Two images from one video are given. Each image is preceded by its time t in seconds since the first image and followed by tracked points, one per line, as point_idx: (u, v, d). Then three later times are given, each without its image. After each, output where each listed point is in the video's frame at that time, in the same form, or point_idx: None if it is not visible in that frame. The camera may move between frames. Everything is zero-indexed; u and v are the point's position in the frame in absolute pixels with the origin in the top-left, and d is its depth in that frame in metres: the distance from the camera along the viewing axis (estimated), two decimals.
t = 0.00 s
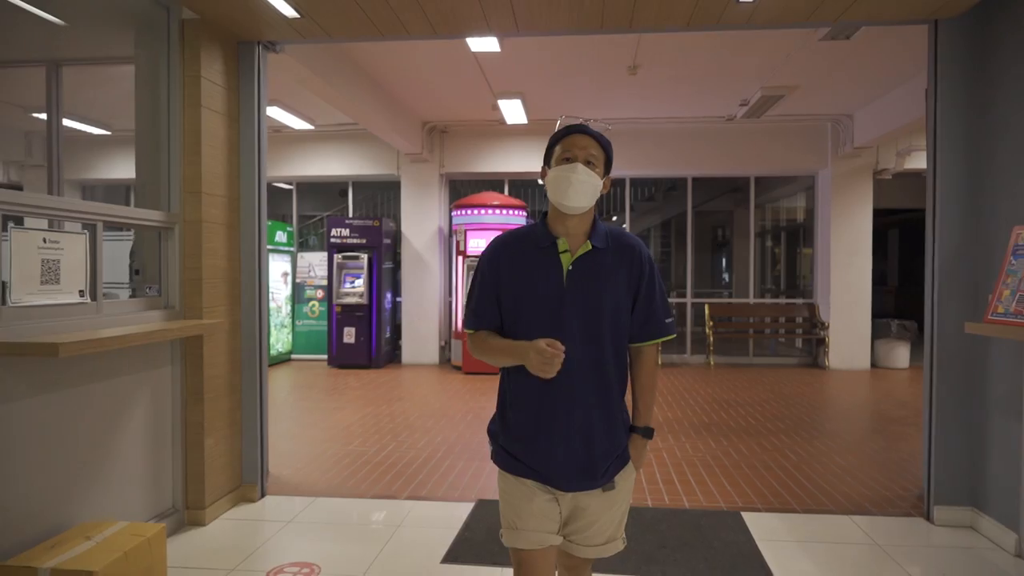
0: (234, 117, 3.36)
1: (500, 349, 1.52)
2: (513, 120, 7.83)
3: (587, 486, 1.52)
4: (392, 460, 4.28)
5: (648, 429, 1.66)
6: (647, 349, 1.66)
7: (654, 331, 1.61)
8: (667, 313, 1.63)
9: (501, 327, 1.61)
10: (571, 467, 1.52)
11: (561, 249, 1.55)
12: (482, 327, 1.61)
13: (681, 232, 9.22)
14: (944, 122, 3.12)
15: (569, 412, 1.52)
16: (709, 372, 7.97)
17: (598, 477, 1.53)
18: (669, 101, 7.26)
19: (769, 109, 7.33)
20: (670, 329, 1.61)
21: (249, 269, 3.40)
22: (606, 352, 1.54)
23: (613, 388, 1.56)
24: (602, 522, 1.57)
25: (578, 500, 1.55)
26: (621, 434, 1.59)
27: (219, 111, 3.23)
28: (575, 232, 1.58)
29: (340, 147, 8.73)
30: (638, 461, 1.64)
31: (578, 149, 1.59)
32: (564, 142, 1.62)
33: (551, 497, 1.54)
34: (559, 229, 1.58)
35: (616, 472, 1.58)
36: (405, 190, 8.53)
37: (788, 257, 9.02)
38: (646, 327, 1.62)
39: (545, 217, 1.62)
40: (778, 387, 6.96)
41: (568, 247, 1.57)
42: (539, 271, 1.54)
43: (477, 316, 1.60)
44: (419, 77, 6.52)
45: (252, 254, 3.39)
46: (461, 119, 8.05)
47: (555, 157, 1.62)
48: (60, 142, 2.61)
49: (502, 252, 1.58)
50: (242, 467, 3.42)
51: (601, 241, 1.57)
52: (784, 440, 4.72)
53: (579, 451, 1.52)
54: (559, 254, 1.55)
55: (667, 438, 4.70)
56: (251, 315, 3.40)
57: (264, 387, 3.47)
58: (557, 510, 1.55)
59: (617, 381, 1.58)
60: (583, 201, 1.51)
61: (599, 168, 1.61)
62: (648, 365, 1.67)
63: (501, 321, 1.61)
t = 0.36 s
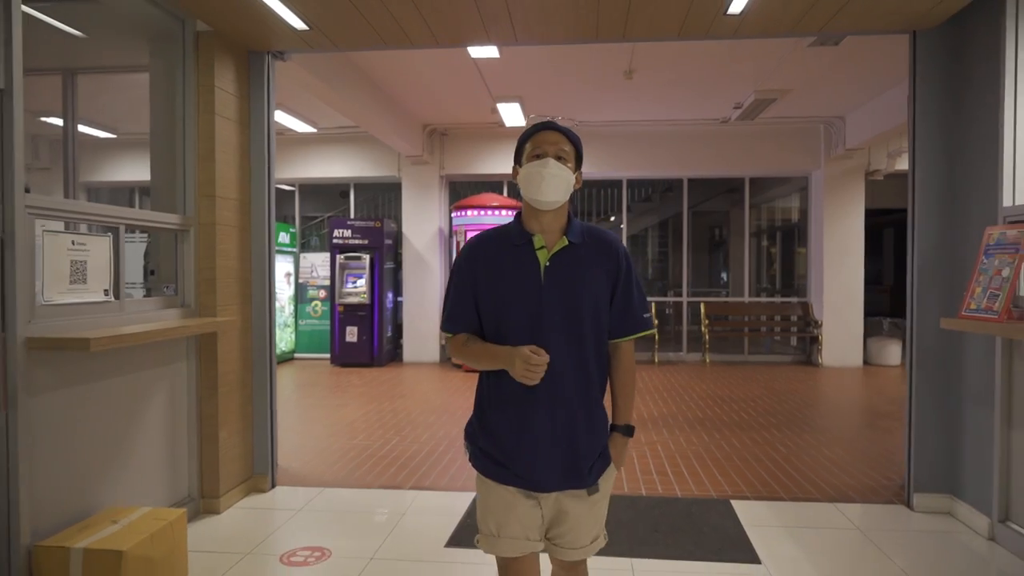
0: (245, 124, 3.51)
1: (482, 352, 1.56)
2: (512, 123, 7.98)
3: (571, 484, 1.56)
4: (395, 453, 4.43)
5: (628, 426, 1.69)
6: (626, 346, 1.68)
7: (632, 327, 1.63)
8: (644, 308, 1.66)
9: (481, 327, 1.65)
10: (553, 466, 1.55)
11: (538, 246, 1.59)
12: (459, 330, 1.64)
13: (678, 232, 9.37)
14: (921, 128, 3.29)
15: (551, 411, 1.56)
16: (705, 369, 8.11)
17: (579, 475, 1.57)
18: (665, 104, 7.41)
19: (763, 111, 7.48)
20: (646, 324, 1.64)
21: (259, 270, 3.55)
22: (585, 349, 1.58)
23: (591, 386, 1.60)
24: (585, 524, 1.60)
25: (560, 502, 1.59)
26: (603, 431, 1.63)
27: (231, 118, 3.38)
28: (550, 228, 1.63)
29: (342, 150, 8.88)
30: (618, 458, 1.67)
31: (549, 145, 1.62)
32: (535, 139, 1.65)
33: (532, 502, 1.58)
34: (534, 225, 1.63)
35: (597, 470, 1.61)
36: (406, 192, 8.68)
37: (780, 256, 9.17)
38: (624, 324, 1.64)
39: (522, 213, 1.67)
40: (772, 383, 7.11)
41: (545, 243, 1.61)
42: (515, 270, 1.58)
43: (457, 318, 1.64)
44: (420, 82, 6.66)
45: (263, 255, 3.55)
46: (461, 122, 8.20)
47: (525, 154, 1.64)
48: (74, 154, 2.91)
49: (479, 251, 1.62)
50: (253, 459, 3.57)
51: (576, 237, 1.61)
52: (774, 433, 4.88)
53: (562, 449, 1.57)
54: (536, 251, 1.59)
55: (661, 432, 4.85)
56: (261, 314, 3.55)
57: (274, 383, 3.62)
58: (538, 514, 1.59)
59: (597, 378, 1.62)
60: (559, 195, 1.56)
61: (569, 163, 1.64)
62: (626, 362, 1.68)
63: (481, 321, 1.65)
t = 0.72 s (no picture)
0: (251, 129, 3.66)
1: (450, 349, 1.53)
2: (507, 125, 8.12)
3: (547, 479, 1.53)
4: (394, 447, 4.57)
5: (606, 417, 1.67)
6: (604, 340, 1.66)
7: (609, 322, 1.63)
8: (622, 303, 1.65)
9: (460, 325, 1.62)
10: (529, 461, 1.53)
11: (517, 244, 1.56)
12: (434, 324, 1.62)
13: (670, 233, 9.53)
14: (897, 134, 3.46)
15: (528, 407, 1.54)
16: (696, 367, 8.28)
17: (559, 469, 1.54)
18: (657, 107, 7.56)
19: (753, 114, 7.64)
20: (623, 319, 1.64)
21: (264, 268, 3.70)
22: (564, 344, 1.55)
23: (571, 381, 1.57)
24: (569, 520, 1.57)
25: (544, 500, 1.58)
26: (580, 426, 1.60)
27: (239, 123, 3.53)
28: (530, 226, 1.59)
29: (340, 151, 9.01)
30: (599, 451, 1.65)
31: (528, 143, 1.60)
32: (514, 138, 1.62)
33: (513, 494, 1.58)
34: (514, 223, 1.59)
35: (578, 464, 1.58)
36: (403, 193, 8.84)
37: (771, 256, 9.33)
38: (602, 319, 1.63)
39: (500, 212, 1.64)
40: (761, 380, 7.28)
41: (525, 241, 1.58)
42: (493, 266, 1.55)
43: (435, 313, 1.62)
44: (417, 86, 6.80)
45: (268, 254, 3.70)
46: (457, 124, 8.35)
47: (505, 154, 1.61)
48: (84, 154, 2.82)
49: (458, 249, 1.60)
50: (258, 450, 3.71)
51: (556, 234, 1.59)
52: (760, 427, 5.04)
53: (539, 444, 1.54)
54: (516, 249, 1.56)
55: (651, 426, 5.01)
56: (266, 311, 3.70)
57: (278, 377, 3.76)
58: (520, 506, 1.59)
59: (575, 374, 1.59)
60: (539, 193, 1.53)
61: (549, 160, 1.62)
62: (604, 357, 1.68)
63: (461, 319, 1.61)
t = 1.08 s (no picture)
0: (256, 134, 3.79)
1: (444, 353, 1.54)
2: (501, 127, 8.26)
3: (538, 486, 1.51)
4: (392, 442, 4.69)
5: (605, 428, 1.62)
6: (606, 350, 1.62)
7: (610, 332, 1.58)
8: (625, 313, 1.60)
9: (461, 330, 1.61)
10: (521, 468, 1.51)
11: (518, 251, 1.54)
12: (439, 330, 1.63)
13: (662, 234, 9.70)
14: (876, 142, 3.62)
15: (522, 413, 1.52)
16: (686, 365, 8.44)
17: (550, 478, 1.51)
18: (648, 111, 7.72)
19: (742, 118, 7.81)
20: (625, 330, 1.59)
21: (269, 268, 3.83)
22: (561, 352, 1.52)
23: (567, 390, 1.53)
24: (560, 527, 1.53)
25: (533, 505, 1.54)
26: (577, 436, 1.56)
27: (244, 128, 3.66)
28: (533, 234, 1.58)
29: (337, 152, 9.14)
30: (597, 462, 1.60)
31: (541, 149, 1.57)
32: (525, 140, 1.59)
33: (507, 497, 1.57)
34: (517, 230, 1.58)
35: (572, 474, 1.55)
36: (398, 195, 8.96)
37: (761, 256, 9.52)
38: (603, 329, 1.59)
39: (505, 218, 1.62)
40: (749, 378, 7.44)
41: (526, 249, 1.56)
42: (492, 271, 1.54)
43: (436, 316, 1.62)
44: (413, 91, 6.93)
45: (272, 255, 3.83)
46: (452, 126, 8.48)
47: (516, 157, 1.58)
48: (90, 158, 2.83)
49: (461, 254, 1.60)
50: (263, 444, 3.84)
51: (559, 242, 1.56)
52: (748, 423, 5.19)
53: (531, 452, 1.51)
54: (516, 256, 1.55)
55: (643, 423, 5.15)
56: (270, 310, 3.82)
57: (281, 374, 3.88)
58: (514, 509, 1.59)
59: (573, 383, 1.55)
60: (551, 201, 1.50)
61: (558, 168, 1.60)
62: (606, 367, 1.62)
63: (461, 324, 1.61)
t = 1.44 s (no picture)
0: (260, 138, 3.92)
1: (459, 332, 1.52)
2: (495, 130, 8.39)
3: (555, 484, 1.48)
4: (390, 437, 4.82)
5: (632, 429, 1.57)
6: (634, 348, 1.59)
7: (638, 329, 1.54)
8: (654, 310, 1.56)
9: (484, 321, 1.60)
10: (537, 463, 1.48)
11: (545, 241, 1.53)
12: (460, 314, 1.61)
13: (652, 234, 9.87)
14: (857, 147, 3.79)
15: (541, 408, 1.49)
16: (676, 363, 8.60)
17: (568, 475, 1.48)
18: (639, 114, 7.87)
19: (730, 121, 7.97)
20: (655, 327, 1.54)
21: (273, 268, 3.96)
22: (582, 348, 1.48)
23: (591, 387, 1.50)
24: (579, 531, 1.50)
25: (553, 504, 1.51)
26: (600, 436, 1.52)
27: (250, 133, 3.78)
28: (562, 224, 1.54)
29: (332, 154, 9.26)
30: (621, 462, 1.56)
31: (574, 140, 1.56)
32: (560, 131, 1.58)
33: (523, 496, 1.54)
34: (546, 220, 1.56)
35: (592, 472, 1.51)
36: (393, 195, 9.09)
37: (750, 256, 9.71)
38: (632, 325, 1.55)
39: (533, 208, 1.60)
40: (738, 376, 7.61)
41: (553, 239, 1.55)
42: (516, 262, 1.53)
43: (460, 307, 1.61)
44: (408, 94, 7.06)
45: (276, 256, 3.96)
46: (446, 129, 8.61)
47: (551, 147, 1.57)
48: (101, 159, 2.88)
49: (487, 245, 1.59)
50: (267, 439, 3.97)
51: (586, 235, 1.54)
52: (737, 418, 5.36)
53: (549, 448, 1.48)
54: (542, 246, 1.53)
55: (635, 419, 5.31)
56: (275, 309, 3.95)
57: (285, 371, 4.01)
58: (529, 513, 1.55)
59: (595, 380, 1.51)
60: (581, 191, 1.48)
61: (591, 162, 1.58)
62: (634, 365, 1.58)
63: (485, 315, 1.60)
